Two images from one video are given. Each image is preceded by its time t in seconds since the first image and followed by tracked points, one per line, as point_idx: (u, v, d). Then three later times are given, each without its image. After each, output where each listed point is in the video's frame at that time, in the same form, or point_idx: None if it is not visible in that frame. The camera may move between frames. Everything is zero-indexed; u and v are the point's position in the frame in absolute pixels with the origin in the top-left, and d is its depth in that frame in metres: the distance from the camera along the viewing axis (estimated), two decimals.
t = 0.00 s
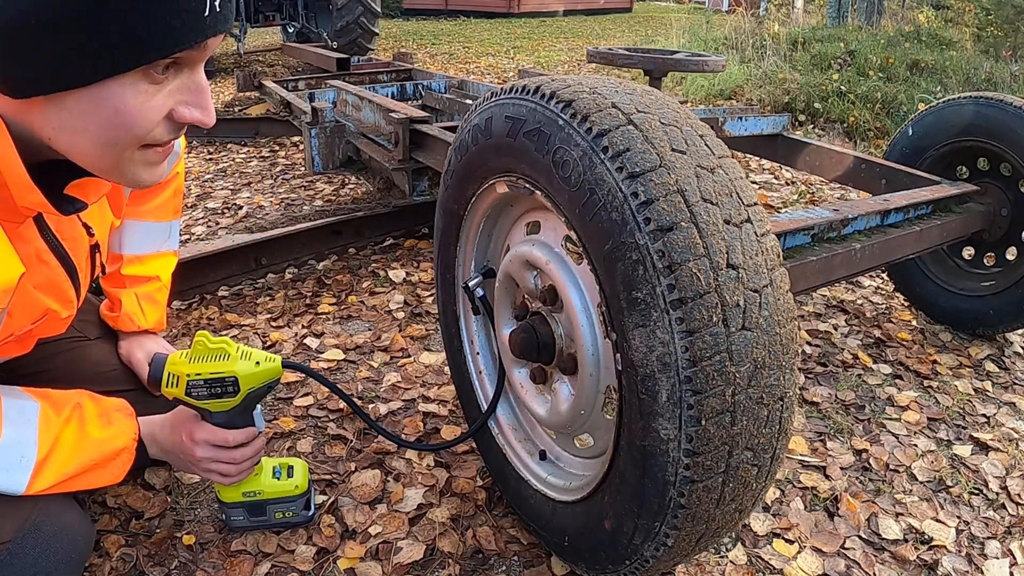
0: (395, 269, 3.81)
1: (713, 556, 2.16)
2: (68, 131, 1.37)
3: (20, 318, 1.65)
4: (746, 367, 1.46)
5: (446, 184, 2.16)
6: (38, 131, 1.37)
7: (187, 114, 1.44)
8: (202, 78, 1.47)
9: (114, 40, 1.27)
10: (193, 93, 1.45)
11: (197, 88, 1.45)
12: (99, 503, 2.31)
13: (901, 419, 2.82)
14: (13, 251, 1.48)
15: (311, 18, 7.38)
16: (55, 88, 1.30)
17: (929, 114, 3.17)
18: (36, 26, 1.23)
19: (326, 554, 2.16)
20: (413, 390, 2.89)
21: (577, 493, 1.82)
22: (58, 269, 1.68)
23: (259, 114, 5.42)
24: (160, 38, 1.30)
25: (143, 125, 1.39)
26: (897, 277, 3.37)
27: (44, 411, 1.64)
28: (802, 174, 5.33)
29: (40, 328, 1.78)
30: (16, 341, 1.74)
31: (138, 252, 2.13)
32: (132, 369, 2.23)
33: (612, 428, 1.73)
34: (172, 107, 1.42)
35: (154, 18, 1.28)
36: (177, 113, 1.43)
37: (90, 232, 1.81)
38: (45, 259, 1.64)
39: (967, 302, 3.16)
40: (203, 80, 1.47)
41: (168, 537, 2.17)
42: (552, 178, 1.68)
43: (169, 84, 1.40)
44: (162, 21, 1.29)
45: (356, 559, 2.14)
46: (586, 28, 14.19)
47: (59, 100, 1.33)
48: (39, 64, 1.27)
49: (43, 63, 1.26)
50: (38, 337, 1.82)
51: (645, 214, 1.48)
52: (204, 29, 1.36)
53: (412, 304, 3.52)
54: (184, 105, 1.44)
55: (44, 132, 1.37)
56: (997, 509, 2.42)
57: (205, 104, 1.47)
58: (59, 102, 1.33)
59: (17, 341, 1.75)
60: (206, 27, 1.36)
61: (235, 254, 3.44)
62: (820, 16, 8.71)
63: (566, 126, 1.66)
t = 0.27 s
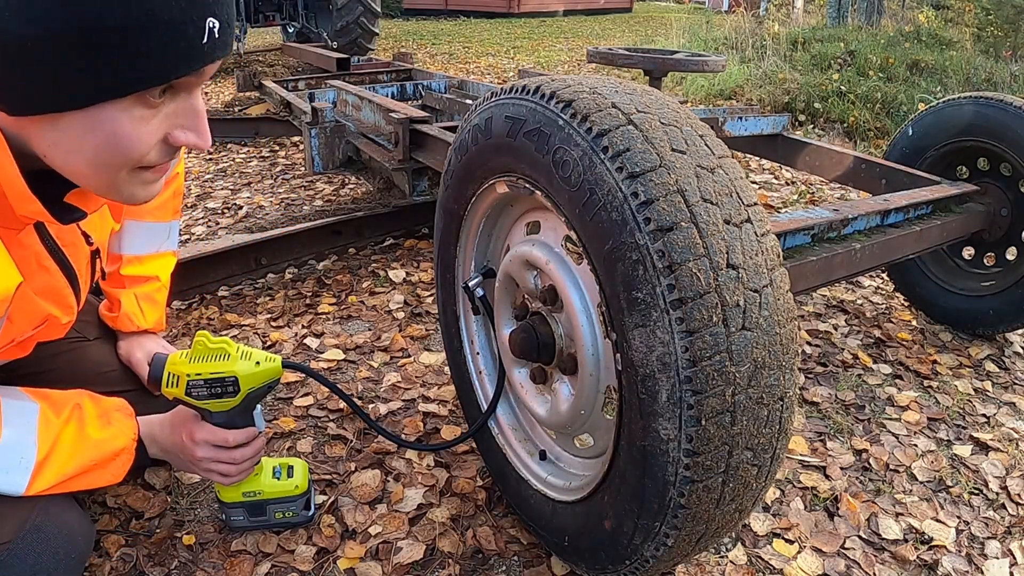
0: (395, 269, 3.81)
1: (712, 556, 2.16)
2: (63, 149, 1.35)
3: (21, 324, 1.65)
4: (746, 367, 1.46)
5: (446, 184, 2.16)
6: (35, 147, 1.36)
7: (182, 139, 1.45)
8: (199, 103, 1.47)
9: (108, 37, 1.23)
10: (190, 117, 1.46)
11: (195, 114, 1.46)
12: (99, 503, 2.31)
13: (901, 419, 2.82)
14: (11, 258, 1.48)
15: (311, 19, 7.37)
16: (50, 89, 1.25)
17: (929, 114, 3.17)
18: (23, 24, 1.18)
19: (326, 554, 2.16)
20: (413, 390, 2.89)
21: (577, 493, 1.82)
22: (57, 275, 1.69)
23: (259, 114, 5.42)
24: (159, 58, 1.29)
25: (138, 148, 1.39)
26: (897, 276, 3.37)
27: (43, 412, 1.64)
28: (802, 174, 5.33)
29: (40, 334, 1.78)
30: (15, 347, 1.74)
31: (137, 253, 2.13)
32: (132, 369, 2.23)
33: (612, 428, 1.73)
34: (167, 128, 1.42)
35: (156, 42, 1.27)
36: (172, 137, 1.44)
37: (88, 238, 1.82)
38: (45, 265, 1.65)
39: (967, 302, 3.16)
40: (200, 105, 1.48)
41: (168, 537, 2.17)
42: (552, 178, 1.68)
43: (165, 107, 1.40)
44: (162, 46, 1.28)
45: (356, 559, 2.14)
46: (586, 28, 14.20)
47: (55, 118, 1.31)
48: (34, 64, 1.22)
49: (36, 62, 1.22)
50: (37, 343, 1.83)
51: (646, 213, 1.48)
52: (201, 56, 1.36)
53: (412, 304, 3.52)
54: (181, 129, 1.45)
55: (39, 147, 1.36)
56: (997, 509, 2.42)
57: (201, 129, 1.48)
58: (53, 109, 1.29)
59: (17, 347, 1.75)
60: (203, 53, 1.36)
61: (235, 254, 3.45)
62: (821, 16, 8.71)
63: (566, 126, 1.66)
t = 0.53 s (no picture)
0: (395, 269, 3.81)
1: (712, 556, 2.16)
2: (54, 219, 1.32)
3: (18, 351, 1.66)
4: (746, 367, 1.46)
5: (446, 184, 2.16)
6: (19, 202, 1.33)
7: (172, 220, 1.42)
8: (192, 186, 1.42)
9: (86, 118, 1.17)
10: (181, 202, 1.41)
11: (186, 198, 1.42)
12: (98, 503, 2.31)
13: (901, 419, 2.82)
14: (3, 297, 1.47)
15: (311, 19, 7.37)
16: (20, 150, 1.20)
17: (929, 114, 3.17)
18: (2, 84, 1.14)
19: (326, 554, 2.16)
20: (413, 390, 2.89)
21: (577, 493, 1.82)
22: (57, 304, 1.70)
23: (259, 114, 5.42)
24: (141, 151, 1.24)
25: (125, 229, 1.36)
26: (897, 276, 3.37)
27: (43, 413, 1.64)
28: (802, 174, 5.33)
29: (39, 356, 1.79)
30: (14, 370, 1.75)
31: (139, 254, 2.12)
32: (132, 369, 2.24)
33: (612, 429, 1.73)
34: (155, 211, 1.38)
35: (138, 135, 1.22)
36: (161, 219, 1.40)
37: (84, 268, 1.84)
38: (46, 293, 1.66)
39: (967, 302, 3.16)
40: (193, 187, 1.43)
41: (168, 537, 2.17)
42: (552, 178, 1.68)
43: (156, 194, 1.36)
44: (146, 139, 1.23)
45: (356, 559, 2.14)
46: (586, 28, 14.20)
47: (44, 192, 1.28)
48: (16, 131, 1.18)
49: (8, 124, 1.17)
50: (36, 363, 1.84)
51: (645, 214, 1.48)
52: (188, 156, 1.31)
53: (412, 304, 3.52)
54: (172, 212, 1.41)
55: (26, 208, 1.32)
56: (997, 509, 2.42)
57: (192, 211, 1.44)
58: (29, 179, 1.23)
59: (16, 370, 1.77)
60: (191, 153, 1.31)
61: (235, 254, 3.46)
62: (820, 16, 8.71)
63: (566, 126, 1.66)
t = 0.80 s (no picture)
0: (395, 269, 3.81)
1: (712, 556, 2.16)
2: (64, 258, 1.38)
3: (21, 371, 1.67)
4: (746, 367, 1.46)
5: (446, 184, 2.16)
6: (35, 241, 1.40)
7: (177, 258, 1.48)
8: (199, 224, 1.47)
9: (95, 165, 1.20)
10: (187, 241, 1.47)
11: (191, 237, 1.47)
12: (98, 503, 2.31)
13: (901, 419, 2.82)
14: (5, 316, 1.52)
15: (311, 19, 7.37)
16: (31, 194, 1.23)
17: (929, 114, 3.17)
18: (14, 131, 1.17)
19: (326, 554, 2.16)
20: (413, 390, 2.89)
21: (577, 494, 1.82)
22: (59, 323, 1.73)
23: (259, 113, 5.41)
24: (148, 198, 1.27)
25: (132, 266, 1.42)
26: (897, 276, 3.37)
27: (40, 415, 1.65)
28: (802, 174, 5.33)
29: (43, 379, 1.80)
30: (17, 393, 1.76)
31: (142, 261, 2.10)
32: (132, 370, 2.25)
33: (612, 429, 1.73)
34: (161, 250, 1.44)
35: (146, 183, 1.25)
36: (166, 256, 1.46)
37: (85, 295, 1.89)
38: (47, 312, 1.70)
39: (968, 302, 3.16)
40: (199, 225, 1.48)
41: (168, 537, 2.17)
42: (552, 178, 1.68)
43: (162, 235, 1.42)
44: (154, 186, 1.26)
45: (356, 559, 2.14)
46: (586, 28, 14.20)
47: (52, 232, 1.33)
48: (23, 171, 1.20)
49: (20, 170, 1.20)
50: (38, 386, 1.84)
51: (645, 214, 1.48)
52: (195, 202, 1.34)
53: (412, 304, 3.52)
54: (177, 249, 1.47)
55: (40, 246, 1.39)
56: (997, 509, 2.42)
57: (197, 250, 1.49)
58: (34, 218, 1.26)
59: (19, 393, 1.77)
60: (199, 199, 1.35)
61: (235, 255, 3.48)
62: (821, 16, 8.71)
63: (566, 126, 1.66)
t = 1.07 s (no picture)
0: (395, 269, 3.81)
1: (713, 556, 2.16)
2: (72, 275, 1.42)
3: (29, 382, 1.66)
4: (746, 367, 1.46)
5: (445, 184, 2.16)
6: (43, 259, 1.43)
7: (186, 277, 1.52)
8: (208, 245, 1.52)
9: (104, 188, 1.22)
10: (195, 261, 1.51)
11: (200, 258, 1.51)
12: (98, 503, 2.31)
13: (901, 419, 2.82)
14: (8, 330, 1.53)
15: (311, 18, 7.37)
16: (41, 216, 1.25)
17: (929, 114, 3.17)
18: (25, 156, 1.19)
19: (326, 554, 2.16)
20: (413, 390, 2.89)
21: (577, 493, 1.82)
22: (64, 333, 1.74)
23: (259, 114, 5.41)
24: (157, 220, 1.29)
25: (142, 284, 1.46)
26: (897, 276, 3.37)
27: (42, 417, 1.65)
28: (802, 174, 5.33)
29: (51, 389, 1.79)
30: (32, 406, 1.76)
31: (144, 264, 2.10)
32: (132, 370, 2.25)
33: (612, 429, 1.73)
34: (168, 268, 1.48)
35: (155, 206, 1.27)
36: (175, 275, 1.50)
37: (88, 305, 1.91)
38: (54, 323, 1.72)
39: (968, 302, 3.16)
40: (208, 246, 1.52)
41: (168, 537, 2.17)
42: (552, 178, 1.68)
43: (169, 255, 1.46)
44: (163, 210, 1.28)
45: (356, 559, 2.14)
46: (587, 28, 14.20)
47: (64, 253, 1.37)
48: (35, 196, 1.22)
49: (30, 191, 1.22)
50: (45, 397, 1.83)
51: (645, 214, 1.48)
52: (204, 224, 1.36)
53: (412, 304, 3.52)
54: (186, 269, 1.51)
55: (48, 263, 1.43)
56: (997, 509, 2.42)
57: (206, 269, 1.54)
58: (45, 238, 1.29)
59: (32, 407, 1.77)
60: (209, 221, 1.36)
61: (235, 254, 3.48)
62: (821, 16, 8.70)
63: (566, 126, 1.66)
